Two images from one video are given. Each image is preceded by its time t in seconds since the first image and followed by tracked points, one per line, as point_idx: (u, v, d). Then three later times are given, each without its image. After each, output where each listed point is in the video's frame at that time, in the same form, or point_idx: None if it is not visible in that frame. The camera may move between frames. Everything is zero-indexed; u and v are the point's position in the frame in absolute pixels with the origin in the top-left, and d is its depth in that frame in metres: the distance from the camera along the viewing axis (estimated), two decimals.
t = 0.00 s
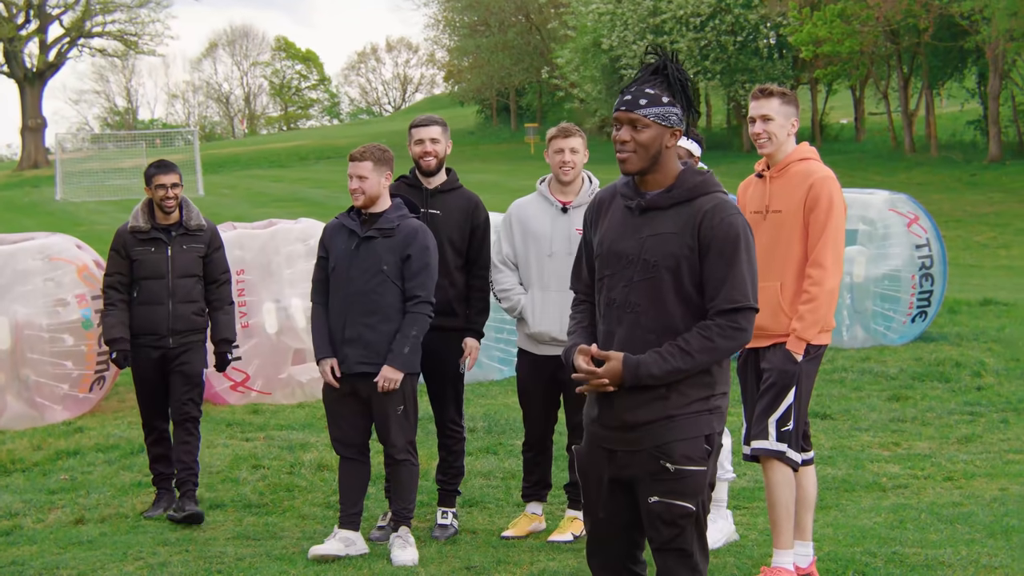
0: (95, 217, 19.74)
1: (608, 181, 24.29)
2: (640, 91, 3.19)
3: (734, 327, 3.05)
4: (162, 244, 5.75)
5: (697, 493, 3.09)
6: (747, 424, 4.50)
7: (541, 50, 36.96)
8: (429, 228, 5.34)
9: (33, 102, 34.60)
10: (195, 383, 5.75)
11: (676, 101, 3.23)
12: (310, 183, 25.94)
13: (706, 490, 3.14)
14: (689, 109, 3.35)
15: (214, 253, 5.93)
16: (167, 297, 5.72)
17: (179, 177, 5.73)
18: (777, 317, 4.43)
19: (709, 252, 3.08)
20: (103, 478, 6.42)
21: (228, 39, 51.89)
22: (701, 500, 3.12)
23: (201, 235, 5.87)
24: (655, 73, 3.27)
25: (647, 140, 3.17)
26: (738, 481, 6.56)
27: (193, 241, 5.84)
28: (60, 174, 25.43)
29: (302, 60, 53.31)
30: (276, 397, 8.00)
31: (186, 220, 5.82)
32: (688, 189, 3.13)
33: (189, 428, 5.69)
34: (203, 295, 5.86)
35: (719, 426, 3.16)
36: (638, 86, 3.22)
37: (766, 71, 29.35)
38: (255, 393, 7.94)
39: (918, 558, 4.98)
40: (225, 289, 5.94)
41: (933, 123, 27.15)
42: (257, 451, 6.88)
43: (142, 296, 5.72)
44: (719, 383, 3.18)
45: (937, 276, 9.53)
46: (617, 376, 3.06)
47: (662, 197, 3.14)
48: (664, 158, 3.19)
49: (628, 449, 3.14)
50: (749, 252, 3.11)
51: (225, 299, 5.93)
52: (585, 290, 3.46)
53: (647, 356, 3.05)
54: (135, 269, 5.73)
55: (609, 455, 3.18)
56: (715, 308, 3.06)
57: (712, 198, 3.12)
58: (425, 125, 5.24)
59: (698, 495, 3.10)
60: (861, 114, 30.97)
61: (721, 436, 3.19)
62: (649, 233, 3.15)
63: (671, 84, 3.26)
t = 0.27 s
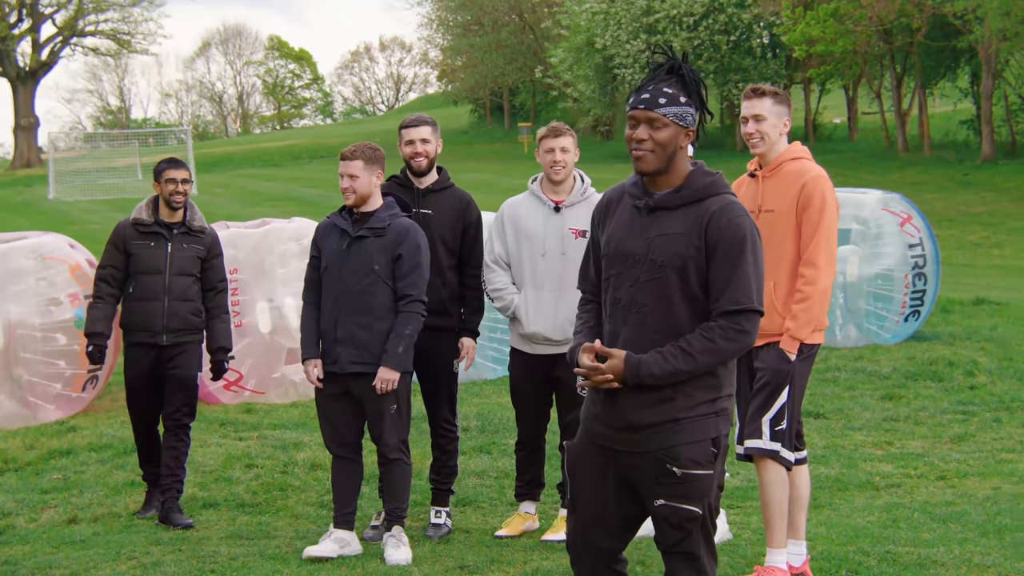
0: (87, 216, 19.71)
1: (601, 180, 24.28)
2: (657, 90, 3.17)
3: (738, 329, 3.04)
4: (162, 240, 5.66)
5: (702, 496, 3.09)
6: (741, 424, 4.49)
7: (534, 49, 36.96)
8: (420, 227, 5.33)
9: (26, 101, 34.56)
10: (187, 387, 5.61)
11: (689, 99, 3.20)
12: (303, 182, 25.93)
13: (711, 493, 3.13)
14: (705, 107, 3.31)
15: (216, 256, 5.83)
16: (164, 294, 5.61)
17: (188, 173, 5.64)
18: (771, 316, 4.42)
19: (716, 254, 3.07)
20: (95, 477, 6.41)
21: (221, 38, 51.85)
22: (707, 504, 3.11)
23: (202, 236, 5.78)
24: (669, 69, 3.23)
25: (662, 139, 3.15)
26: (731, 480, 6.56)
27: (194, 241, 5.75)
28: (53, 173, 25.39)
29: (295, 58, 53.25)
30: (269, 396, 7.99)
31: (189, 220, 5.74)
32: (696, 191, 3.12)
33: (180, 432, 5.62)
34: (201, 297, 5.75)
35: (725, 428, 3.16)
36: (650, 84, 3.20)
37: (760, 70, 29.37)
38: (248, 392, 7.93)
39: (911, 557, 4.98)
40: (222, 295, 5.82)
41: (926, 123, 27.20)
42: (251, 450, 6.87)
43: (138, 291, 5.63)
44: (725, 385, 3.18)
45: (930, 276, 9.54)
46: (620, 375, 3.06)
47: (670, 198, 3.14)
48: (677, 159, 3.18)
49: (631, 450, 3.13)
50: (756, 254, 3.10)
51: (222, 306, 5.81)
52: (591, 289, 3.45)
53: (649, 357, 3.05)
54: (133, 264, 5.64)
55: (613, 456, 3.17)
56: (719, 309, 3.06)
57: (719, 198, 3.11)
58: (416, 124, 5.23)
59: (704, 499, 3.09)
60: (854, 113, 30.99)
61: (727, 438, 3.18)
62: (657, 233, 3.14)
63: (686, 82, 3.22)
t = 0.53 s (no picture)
0: (82, 216, 19.69)
1: (596, 181, 24.28)
2: (667, 89, 3.16)
3: (741, 329, 3.06)
4: (163, 241, 5.56)
5: (702, 495, 3.10)
6: (736, 424, 4.49)
7: (529, 48, 36.95)
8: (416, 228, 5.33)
9: (21, 100, 34.55)
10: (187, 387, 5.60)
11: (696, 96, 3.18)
12: (299, 182, 25.92)
13: (710, 493, 3.14)
14: (711, 105, 3.31)
15: (216, 258, 5.74)
16: (164, 295, 5.52)
17: (191, 173, 5.55)
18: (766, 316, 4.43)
19: (720, 254, 3.08)
20: (91, 477, 6.41)
21: (216, 37, 51.81)
22: (706, 503, 3.12)
23: (204, 238, 5.70)
24: (674, 67, 3.21)
25: (670, 140, 3.14)
26: (727, 480, 6.56)
27: (195, 243, 5.66)
28: (48, 173, 25.37)
29: (290, 58, 53.21)
30: (265, 396, 7.98)
31: (192, 221, 5.66)
32: (700, 190, 3.12)
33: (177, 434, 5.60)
34: (201, 299, 5.66)
35: (723, 428, 3.17)
36: (656, 82, 3.19)
37: (755, 70, 29.40)
38: (244, 392, 7.94)
39: (907, 556, 4.98)
40: (224, 297, 5.72)
41: (921, 122, 27.22)
42: (247, 450, 6.87)
43: (138, 292, 5.53)
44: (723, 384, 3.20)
45: (925, 276, 9.54)
46: (623, 378, 3.06)
47: (674, 198, 3.13)
48: (681, 158, 3.17)
49: (632, 450, 3.12)
50: (760, 254, 3.11)
51: (224, 307, 5.70)
52: (587, 289, 3.43)
53: (652, 358, 3.05)
54: (133, 263, 5.55)
55: (612, 455, 3.17)
56: (723, 309, 3.06)
57: (724, 198, 3.12)
58: (410, 125, 5.23)
59: (705, 496, 3.10)
60: (850, 113, 31.00)
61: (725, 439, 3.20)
62: (660, 232, 3.13)
63: (694, 80, 3.21)
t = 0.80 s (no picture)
0: (80, 215, 19.68)
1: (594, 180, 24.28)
2: (666, 89, 3.16)
3: (742, 328, 3.10)
4: (162, 241, 5.45)
5: (700, 494, 3.11)
6: (732, 423, 4.48)
7: (527, 48, 36.95)
8: (414, 226, 5.33)
9: (19, 100, 34.58)
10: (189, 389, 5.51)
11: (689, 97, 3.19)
12: (296, 181, 25.94)
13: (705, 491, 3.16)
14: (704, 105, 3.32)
15: (216, 256, 5.62)
16: (164, 296, 5.41)
17: (188, 172, 5.44)
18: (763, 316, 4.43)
19: (721, 254, 3.09)
20: (89, 476, 6.40)
21: (214, 36, 51.82)
22: (703, 500, 3.13)
23: (203, 236, 5.58)
24: (669, 67, 3.21)
25: (669, 139, 3.15)
26: (724, 479, 6.56)
27: (194, 242, 5.54)
28: (45, 172, 25.38)
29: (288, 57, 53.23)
30: (263, 395, 7.99)
31: (190, 219, 5.54)
32: (697, 190, 3.13)
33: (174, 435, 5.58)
34: (201, 298, 5.55)
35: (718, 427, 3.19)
36: (653, 81, 3.18)
37: (753, 69, 29.44)
38: (242, 391, 7.94)
39: (904, 556, 4.99)
40: (224, 296, 5.60)
41: (919, 122, 27.23)
42: (244, 449, 6.87)
43: (138, 293, 5.41)
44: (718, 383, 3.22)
45: (923, 275, 9.54)
46: (628, 377, 3.04)
47: (674, 197, 3.12)
48: (678, 158, 3.18)
49: (629, 449, 3.12)
50: (757, 254, 3.14)
51: (225, 306, 5.58)
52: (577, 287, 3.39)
53: (657, 358, 3.04)
54: (132, 264, 5.43)
55: (610, 454, 3.16)
56: (725, 308, 3.09)
57: (723, 198, 3.14)
58: (408, 124, 5.22)
59: (701, 491, 3.11)
60: (848, 112, 31.01)
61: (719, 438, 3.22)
62: (660, 231, 3.12)
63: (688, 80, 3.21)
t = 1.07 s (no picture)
0: (80, 214, 19.67)
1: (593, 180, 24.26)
2: (652, 87, 3.15)
3: (737, 324, 3.11)
4: (158, 243, 5.37)
5: (698, 489, 3.12)
6: (731, 423, 4.48)
7: (527, 48, 36.93)
8: (412, 226, 5.33)
9: (18, 99, 34.57)
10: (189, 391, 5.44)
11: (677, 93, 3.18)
12: (295, 181, 25.93)
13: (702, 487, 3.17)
14: (691, 103, 3.31)
15: (214, 255, 5.53)
16: (163, 298, 5.34)
17: (181, 172, 5.36)
18: (760, 316, 4.43)
19: (713, 251, 3.09)
20: (88, 476, 6.40)
21: (213, 36, 51.80)
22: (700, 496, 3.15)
23: (200, 236, 5.49)
24: (656, 65, 3.20)
25: (658, 137, 3.13)
26: (724, 479, 6.55)
27: (191, 242, 5.45)
28: (44, 171, 25.37)
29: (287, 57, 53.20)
30: (262, 395, 7.99)
31: (186, 219, 5.44)
32: (686, 188, 3.13)
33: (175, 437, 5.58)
34: (201, 298, 5.47)
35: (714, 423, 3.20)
36: (640, 80, 3.17)
37: (752, 69, 29.45)
38: (241, 391, 7.94)
39: (904, 555, 4.99)
40: (222, 295, 5.52)
41: (919, 122, 27.22)
42: (243, 449, 6.87)
43: (137, 296, 5.34)
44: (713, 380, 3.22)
45: (923, 275, 9.54)
46: (625, 373, 3.03)
47: (664, 196, 3.12)
48: (666, 156, 3.17)
49: (626, 446, 3.12)
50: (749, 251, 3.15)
51: (224, 306, 5.50)
52: (567, 287, 3.39)
53: (654, 355, 3.04)
54: (129, 267, 5.35)
55: (606, 451, 3.16)
56: (719, 305, 3.09)
57: (714, 194, 3.14)
58: (406, 123, 5.18)
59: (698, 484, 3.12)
60: (847, 112, 31.00)
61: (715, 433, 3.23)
62: (652, 230, 3.12)
63: (677, 78, 3.20)
